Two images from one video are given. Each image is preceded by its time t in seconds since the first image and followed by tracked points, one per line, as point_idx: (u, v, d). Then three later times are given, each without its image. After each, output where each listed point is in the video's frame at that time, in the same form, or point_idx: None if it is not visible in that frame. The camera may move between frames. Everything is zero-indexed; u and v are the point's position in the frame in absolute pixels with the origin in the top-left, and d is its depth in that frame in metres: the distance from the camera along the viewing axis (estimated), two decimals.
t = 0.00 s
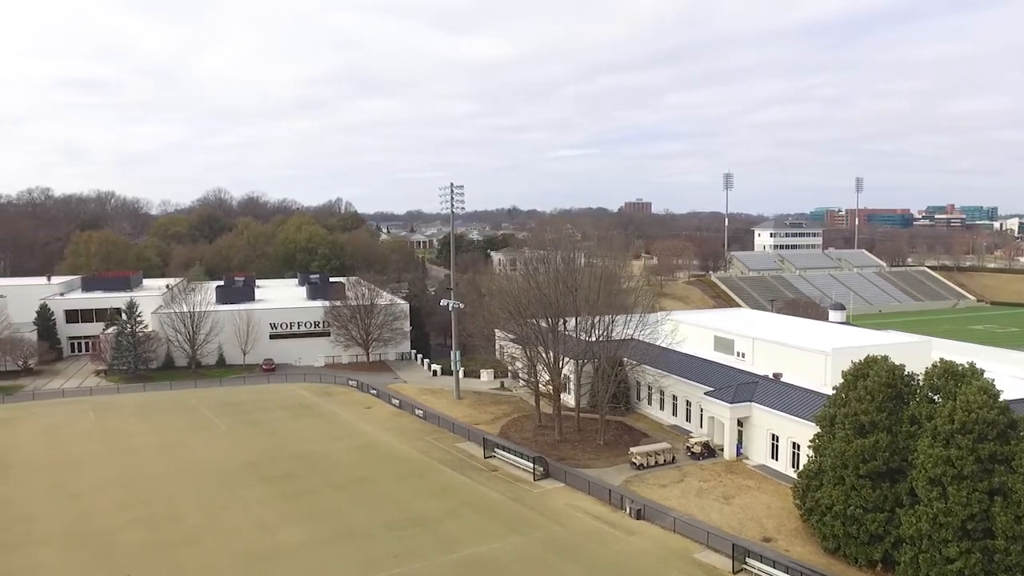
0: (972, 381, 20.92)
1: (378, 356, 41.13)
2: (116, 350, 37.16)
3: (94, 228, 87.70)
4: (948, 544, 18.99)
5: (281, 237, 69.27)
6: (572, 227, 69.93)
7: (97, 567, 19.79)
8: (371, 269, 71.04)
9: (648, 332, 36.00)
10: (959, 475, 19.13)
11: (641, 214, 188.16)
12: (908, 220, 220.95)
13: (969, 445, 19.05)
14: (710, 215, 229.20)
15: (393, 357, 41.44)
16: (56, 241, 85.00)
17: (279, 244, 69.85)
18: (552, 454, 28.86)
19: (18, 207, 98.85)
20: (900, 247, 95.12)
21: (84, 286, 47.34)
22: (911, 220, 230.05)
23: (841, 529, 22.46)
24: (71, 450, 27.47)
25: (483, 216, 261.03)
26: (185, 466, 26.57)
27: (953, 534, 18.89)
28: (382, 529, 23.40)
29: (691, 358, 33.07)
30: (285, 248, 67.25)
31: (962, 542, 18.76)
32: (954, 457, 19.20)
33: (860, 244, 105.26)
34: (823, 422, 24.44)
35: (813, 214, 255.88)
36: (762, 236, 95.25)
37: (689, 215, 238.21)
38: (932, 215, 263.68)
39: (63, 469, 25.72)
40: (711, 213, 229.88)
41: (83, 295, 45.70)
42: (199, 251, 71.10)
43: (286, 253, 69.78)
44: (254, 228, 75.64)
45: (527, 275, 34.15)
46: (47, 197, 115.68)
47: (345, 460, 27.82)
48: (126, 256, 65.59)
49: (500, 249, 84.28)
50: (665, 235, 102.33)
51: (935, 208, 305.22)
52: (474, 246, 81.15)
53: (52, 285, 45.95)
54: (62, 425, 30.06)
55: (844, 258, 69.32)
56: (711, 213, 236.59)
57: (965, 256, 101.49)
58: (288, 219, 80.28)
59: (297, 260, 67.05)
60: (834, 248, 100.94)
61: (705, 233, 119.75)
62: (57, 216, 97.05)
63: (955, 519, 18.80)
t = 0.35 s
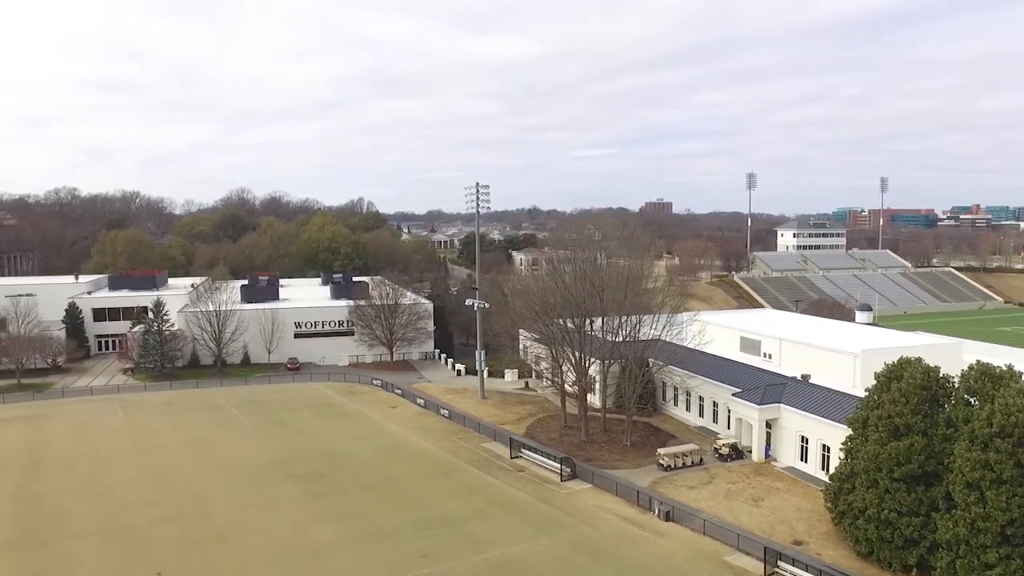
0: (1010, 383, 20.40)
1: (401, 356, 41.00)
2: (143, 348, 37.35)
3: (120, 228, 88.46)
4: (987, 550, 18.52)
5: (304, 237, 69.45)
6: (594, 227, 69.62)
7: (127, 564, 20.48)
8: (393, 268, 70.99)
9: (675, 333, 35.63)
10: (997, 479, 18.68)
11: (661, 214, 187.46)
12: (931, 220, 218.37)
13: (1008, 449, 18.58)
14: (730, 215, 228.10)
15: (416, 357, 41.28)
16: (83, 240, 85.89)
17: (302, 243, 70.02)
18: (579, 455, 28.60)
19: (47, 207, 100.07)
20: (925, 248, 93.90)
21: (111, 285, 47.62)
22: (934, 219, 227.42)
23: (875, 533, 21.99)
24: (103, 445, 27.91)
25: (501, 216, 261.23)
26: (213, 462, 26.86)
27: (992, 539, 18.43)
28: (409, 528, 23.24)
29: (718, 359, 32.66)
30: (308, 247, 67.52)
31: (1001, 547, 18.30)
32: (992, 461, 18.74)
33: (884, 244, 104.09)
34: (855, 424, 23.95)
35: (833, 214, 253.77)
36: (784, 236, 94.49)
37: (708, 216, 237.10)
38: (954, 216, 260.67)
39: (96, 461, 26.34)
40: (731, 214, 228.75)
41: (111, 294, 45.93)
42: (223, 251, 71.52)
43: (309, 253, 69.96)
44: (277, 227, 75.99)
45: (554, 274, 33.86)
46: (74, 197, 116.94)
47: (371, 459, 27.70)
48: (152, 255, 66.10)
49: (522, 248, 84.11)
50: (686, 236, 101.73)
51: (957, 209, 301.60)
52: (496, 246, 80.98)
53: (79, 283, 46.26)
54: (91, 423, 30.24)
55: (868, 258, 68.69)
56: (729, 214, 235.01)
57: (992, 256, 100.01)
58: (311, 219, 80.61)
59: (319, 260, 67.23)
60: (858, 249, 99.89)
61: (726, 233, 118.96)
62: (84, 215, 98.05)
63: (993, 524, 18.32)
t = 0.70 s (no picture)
0: None
1: (431, 355, 40.86)
2: (177, 346, 37.64)
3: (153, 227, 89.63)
4: None
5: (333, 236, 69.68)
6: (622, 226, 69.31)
7: (161, 561, 20.68)
8: (420, 267, 70.91)
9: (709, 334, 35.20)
10: None
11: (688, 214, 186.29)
12: (963, 220, 214.91)
13: None
14: (756, 216, 226.29)
15: (447, 356, 41.09)
16: (116, 239, 87.05)
17: (331, 243, 70.24)
18: (612, 456, 28.31)
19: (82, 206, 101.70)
20: (959, 248, 92.24)
21: (145, 283, 48.09)
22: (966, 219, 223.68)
23: (918, 539, 21.35)
24: (142, 441, 28.35)
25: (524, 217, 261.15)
26: (246, 460, 26.98)
27: None
28: (442, 528, 23.03)
29: (753, 360, 32.14)
30: (337, 246, 67.89)
31: None
32: None
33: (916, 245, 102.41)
34: (896, 427, 23.31)
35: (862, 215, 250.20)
36: (815, 236, 93.39)
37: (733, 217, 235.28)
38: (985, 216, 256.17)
39: (133, 458, 26.73)
40: (757, 215, 226.96)
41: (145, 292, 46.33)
42: (253, 250, 72.10)
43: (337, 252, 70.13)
44: (306, 226, 76.50)
45: (587, 273, 33.56)
46: (106, 196, 118.54)
47: (403, 458, 27.59)
48: (183, 254, 66.82)
49: (550, 248, 83.90)
50: (715, 236, 101.02)
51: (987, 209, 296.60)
52: (524, 245, 80.70)
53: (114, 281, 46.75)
54: (126, 419, 30.55)
55: (900, 259, 67.67)
56: (754, 214, 232.98)
57: None
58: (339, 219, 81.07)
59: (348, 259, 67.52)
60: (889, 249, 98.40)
61: (755, 234, 117.78)
62: (117, 214, 99.42)
63: None
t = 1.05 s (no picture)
0: None
1: (461, 355, 40.74)
2: (210, 344, 37.97)
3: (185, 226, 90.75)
4: None
5: (363, 235, 69.94)
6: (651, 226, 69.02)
7: (198, 558, 20.77)
8: (450, 267, 70.81)
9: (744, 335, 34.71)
10: None
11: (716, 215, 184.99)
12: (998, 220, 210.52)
13: None
14: (783, 216, 224.14)
15: (477, 356, 40.92)
16: (150, 238, 88.21)
17: (361, 243, 70.47)
18: (646, 458, 28.04)
19: (116, 206, 103.10)
20: (995, 250, 90.40)
21: (179, 282, 48.56)
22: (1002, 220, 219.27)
23: (964, 546, 20.64)
24: (180, 437, 28.72)
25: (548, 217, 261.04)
26: (280, 458, 27.10)
27: None
28: (477, 529, 22.86)
29: (789, 362, 31.63)
30: (368, 245, 68.28)
31: None
32: None
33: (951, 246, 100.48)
34: (939, 432, 22.68)
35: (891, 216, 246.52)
36: (847, 236, 92.13)
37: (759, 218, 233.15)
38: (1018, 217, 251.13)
39: (170, 455, 27.06)
40: (784, 215, 224.85)
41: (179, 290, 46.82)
42: (284, 249, 72.69)
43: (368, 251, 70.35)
44: (337, 226, 77.00)
45: (621, 274, 33.39)
46: (140, 196, 120.37)
47: (436, 458, 27.50)
48: (216, 253, 67.54)
49: (579, 248, 83.69)
50: (745, 236, 100.11)
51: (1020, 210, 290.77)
52: (553, 245, 80.32)
53: (149, 280, 47.23)
54: (162, 416, 30.80)
55: (935, 259, 66.49)
56: (781, 215, 230.11)
57: None
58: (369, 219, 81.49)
59: (379, 258, 67.84)
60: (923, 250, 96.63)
61: (784, 234, 116.53)
62: (151, 214, 100.89)
63: None
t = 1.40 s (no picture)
0: None
1: (498, 355, 40.54)
2: (248, 342, 38.37)
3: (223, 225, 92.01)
4: None
5: (398, 235, 70.38)
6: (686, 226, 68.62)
7: (240, 554, 20.86)
8: (483, 266, 70.69)
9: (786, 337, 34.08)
10: None
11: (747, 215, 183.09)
12: None
13: None
14: (815, 217, 221.18)
15: (513, 356, 40.68)
16: (187, 236, 89.49)
17: (397, 241, 71.17)
18: (686, 460, 27.68)
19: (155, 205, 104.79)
20: None
21: (217, 280, 49.14)
22: None
23: (1018, 555, 19.66)
24: (222, 434, 29.05)
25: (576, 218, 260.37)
26: (319, 456, 27.21)
27: None
28: (519, 530, 22.67)
29: (833, 365, 30.99)
30: (403, 244, 68.88)
31: None
32: None
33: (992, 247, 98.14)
34: (992, 438, 21.92)
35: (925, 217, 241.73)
36: (885, 237, 90.42)
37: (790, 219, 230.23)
38: None
39: (212, 452, 27.35)
40: (816, 216, 221.83)
41: (218, 289, 47.30)
42: (320, 248, 73.33)
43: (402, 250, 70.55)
44: (372, 225, 77.53)
45: (660, 274, 33.02)
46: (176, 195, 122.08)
47: (474, 458, 27.40)
48: (253, 252, 68.37)
49: (612, 247, 83.31)
50: (779, 237, 98.86)
51: None
52: (586, 245, 79.80)
53: (189, 279, 47.78)
54: (204, 413, 31.13)
55: (977, 261, 64.96)
56: (812, 215, 226.69)
57: None
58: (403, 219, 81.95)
59: (413, 257, 68.16)
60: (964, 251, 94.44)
61: (819, 234, 114.87)
62: (189, 212, 102.51)
63: None
